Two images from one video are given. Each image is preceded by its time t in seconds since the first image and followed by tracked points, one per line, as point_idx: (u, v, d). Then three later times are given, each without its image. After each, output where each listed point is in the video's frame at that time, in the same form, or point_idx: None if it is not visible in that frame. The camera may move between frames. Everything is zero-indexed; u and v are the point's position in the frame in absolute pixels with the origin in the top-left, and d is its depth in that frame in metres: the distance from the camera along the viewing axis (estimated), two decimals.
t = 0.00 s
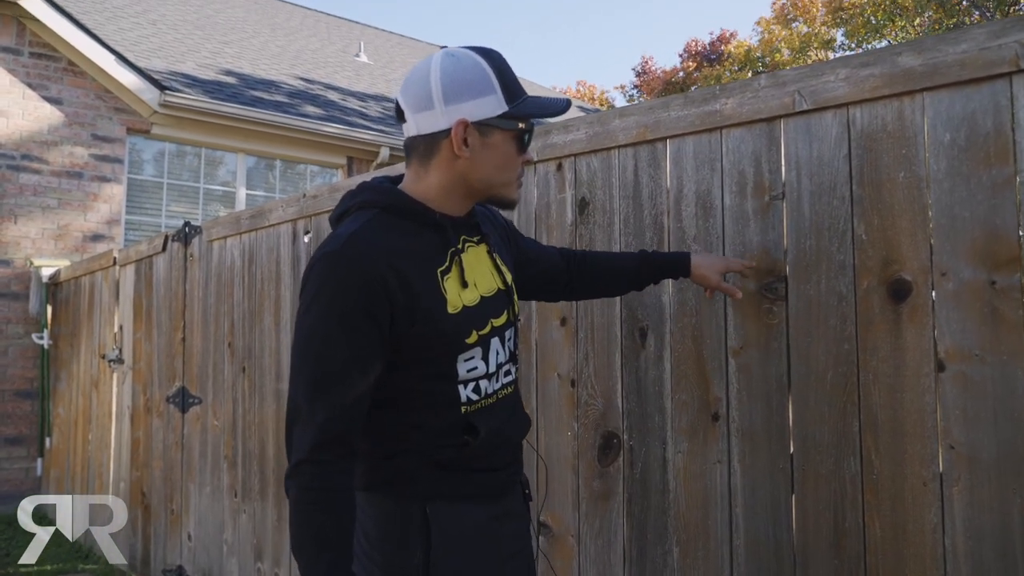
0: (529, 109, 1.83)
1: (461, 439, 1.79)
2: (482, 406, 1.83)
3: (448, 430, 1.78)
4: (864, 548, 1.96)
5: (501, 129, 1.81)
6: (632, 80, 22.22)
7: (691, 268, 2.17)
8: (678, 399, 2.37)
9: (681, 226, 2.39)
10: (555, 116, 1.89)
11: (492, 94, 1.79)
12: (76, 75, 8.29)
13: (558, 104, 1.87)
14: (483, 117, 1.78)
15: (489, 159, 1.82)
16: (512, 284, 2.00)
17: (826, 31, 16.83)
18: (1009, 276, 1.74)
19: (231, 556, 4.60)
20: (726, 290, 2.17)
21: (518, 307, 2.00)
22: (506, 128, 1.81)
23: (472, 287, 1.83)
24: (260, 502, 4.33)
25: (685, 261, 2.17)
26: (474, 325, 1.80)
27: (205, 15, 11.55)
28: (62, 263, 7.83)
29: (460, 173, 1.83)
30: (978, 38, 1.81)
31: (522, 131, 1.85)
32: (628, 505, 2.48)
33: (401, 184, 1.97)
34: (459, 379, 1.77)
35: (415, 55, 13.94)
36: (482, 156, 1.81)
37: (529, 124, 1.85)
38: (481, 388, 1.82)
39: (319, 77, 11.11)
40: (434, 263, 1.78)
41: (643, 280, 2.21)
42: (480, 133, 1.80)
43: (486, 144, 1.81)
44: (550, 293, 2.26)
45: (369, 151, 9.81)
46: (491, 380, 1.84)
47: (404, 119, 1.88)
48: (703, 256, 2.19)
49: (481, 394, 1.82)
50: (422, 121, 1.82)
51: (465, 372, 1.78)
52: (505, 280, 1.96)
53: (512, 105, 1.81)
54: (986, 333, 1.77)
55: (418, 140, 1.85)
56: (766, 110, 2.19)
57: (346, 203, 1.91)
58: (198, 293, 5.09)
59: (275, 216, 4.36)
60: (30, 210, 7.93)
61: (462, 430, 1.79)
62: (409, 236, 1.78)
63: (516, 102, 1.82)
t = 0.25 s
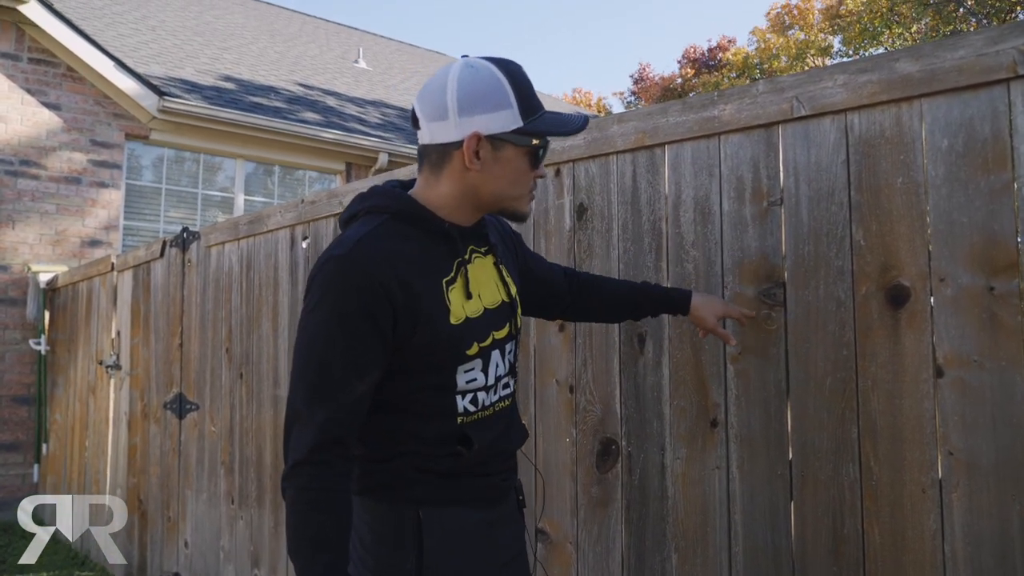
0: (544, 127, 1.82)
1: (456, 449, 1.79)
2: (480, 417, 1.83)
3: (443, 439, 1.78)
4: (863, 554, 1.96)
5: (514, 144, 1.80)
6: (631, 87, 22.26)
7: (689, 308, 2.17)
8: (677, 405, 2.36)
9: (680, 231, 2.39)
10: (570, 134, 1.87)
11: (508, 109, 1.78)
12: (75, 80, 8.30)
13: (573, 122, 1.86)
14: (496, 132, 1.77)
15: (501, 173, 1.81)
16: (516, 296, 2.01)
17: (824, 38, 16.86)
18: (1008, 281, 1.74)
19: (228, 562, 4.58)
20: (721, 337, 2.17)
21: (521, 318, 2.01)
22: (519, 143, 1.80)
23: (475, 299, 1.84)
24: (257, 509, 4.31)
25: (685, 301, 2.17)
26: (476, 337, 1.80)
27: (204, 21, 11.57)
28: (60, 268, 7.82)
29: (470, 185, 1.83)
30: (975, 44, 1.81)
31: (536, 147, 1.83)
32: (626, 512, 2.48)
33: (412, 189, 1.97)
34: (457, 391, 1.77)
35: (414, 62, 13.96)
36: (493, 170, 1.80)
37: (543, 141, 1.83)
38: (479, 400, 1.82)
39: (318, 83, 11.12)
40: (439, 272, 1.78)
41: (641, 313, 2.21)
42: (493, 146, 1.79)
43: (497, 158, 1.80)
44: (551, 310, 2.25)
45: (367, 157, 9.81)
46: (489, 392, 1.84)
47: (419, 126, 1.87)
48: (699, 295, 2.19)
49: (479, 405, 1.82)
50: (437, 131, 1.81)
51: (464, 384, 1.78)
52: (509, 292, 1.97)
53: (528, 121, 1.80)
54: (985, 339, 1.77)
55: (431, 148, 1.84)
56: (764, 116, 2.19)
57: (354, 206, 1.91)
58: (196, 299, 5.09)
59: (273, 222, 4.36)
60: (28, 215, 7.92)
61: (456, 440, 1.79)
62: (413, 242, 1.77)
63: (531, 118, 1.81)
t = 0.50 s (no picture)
0: (565, 145, 1.81)
1: (454, 459, 1.85)
2: (479, 427, 1.88)
3: (441, 449, 1.84)
4: (864, 560, 1.95)
5: (534, 161, 1.80)
6: (631, 92, 22.29)
7: (696, 326, 2.17)
8: (677, 410, 2.36)
9: (680, 236, 2.39)
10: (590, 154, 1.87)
11: (531, 125, 1.77)
12: (76, 84, 8.30)
13: (594, 142, 1.85)
14: (517, 147, 1.77)
15: (519, 188, 1.81)
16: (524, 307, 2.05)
17: (824, 44, 16.88)
18: (1010, 287, 1.73)
19: (226, 567, 4.57)
20: (726, 355, 2.17)
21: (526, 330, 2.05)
22: (539, 160, 1.80)
23: (484, 311, 1.87)
24: (256, 513, 4.30)
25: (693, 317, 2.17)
26: (483, 349, 1.84)
27: (206, 25, 11.58)
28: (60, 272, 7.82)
29: (487, 197, 1.83)
30: (976, 50, 1.81)
31: (555, 164, 1.83)
32: (626, 517, 2.47)
33: (430, 196, 1.99)
34: (460, 402, 1.82)
35: (415, 66, 13.98)
36: (512, 185, 1.80)
37: (563, 159, 1.83)
38: (480, 411, 1.87)
39: (319, 88, 11.13)
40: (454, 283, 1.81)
41: (647, 327, 2.22)
42: (513, 161, 1.79)
43: (516, 173, 1.80)
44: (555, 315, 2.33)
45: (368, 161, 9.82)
46: (491, 404, 1.89)
47: (441, 133, 1.86)
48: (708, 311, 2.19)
49: (479, 416, 1.87)
50: (459, 141, 1.80)
51: (467, 396, 1.82)
52: (516, 304, 2.00)
53: (549, 139, 1.79)
54: (986, 344, 1.77)
55: (452, 157, 1.84)
56: (764, 120, 2.19)
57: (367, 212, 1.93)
58: (196, 303, 5.08)
59: (273, 226, 4.36)
60: (29, 219, 7.92)
61: (455, 451, 1.85)
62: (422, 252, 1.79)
63: (553, 136, 1.80)
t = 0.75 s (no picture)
0: (586, 165, 1.81)
1: (467, 458, 1.89)
2: (491, 429, 1.93)
3: (455, 447, 1.87)
4: (866, 560, 1.95)
5: (554, 178, 1.80)
6: (631, 93, 22.31)
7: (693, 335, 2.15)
8: (679, 410, 2.35)
9: (681, 235, 2.38)
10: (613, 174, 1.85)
11: (552, 143, 1.77)
12: (76, 84, 8.30)
13: (618, 163, 1.84)
14: (536, 163, 1.77)
15: (537, 203, 1.82)
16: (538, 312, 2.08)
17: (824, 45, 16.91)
18: (1012, 287, 1.73)
19: (226, 568, 4.56)
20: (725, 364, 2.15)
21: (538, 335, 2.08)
22: (558, 177, 1.80)
23: (503, 317, 1.89)
24: (256, 514, 4.30)
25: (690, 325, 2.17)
26: (499, 354, 1.88)
27: (206, 25, 11.58)
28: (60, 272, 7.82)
29: (507, 210, 1.84)
30: (978, 50, 1.81)
31: (576, 182, 1.83)
32: (627, 518, 2.46)
33: (454, 202, 2.00)
34: (476, 403, 1.86)
35: (415, 67, 13.99)
36: (531, 199, 1.81)
37: (583, 178, 1.82)
38: (494, 413, 1.91)
39: (319, 88, 11.13)
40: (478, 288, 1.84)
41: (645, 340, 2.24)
42: (533, 177, 1.79)
43: (536, 189, 1.80)
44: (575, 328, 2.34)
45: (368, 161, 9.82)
46: (503, 406, 1.93)
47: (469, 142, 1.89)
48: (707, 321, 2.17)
49: (493, 418, 1.91)
50: (482, 154, 1.82)
51: (482, 397, 1.87)
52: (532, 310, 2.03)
53: (570, 158, 1.79)
54: (989, 345, 1.76)
55: (475, 167, 1.86)
56: (765, 120, 2.19)
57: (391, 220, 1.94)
58: (196, 303, 5.08)
59: (274, 226, 4.35)
60: (29, 219, 7.92)
61: (469, 449, 1.89)
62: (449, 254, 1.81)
63: (575, 154, 1.80)
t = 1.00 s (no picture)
0: (621, 191, 1.91)
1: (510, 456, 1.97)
2: (532, 428, 2.02)
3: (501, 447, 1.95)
4: (864, 563, 1.94)
5: (591, 202, 1.92)
6: (630, 95, 22.35)
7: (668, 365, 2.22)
8: (676, 413, 2.35)
9: (680, 237, 2.38)
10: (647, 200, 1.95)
11: (590, 169, 1.89)
12: (75, 83, 8.29)
13: (651, 190, 1.94)
14: (576, 188, 1.89)
15: (575, 225, 1.93)
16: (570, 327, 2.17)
17: (823, 48, 16.94)
18: (1012, 290, 1.73)
19: (222, 568, 4.55)
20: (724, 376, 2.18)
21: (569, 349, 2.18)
22: (595, 202, 1.91)
23: (547, 329, 1.99)
24: (253, 514, 4.29)
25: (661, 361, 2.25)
26: (542, 361, 1.97)
27: (205, 25, 11.57)
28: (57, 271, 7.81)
29: (548, 231, 1.96)
30: (977, 52, 1.81)
31: (612, 207, 1.94)
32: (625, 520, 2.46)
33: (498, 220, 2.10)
34: (520, 405, 1.94)
35: (414, 68, 13.98)
36: (569, 221, 1.93)
37: (619, 203, 1.93)
38: (533, 415, 2.00)
39: (318, 88, 11.13)
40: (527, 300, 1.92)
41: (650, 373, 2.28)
42: (572, 200, 1.91)
43: (574, 211, 1.92)
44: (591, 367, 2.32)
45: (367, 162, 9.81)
46: (542, 410, 2.02)
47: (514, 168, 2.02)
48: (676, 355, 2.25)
49: (532, 420, 2.00)
50: (525, 178, 1.95)
51: (525, 401, 1.95)
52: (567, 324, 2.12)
53: (607, 184, 1.90)
54: (988, 347, 1.76)
55: (519, 191, 1.98)
56: (765, 122, 2.18)
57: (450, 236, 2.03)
58: (193, 303, 5.07)
59: (272, 226, 4.34)
60: (26, 217, 7.92)
61: (511, 449, 1.97)
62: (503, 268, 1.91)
63: (612, 180, 1.91)
